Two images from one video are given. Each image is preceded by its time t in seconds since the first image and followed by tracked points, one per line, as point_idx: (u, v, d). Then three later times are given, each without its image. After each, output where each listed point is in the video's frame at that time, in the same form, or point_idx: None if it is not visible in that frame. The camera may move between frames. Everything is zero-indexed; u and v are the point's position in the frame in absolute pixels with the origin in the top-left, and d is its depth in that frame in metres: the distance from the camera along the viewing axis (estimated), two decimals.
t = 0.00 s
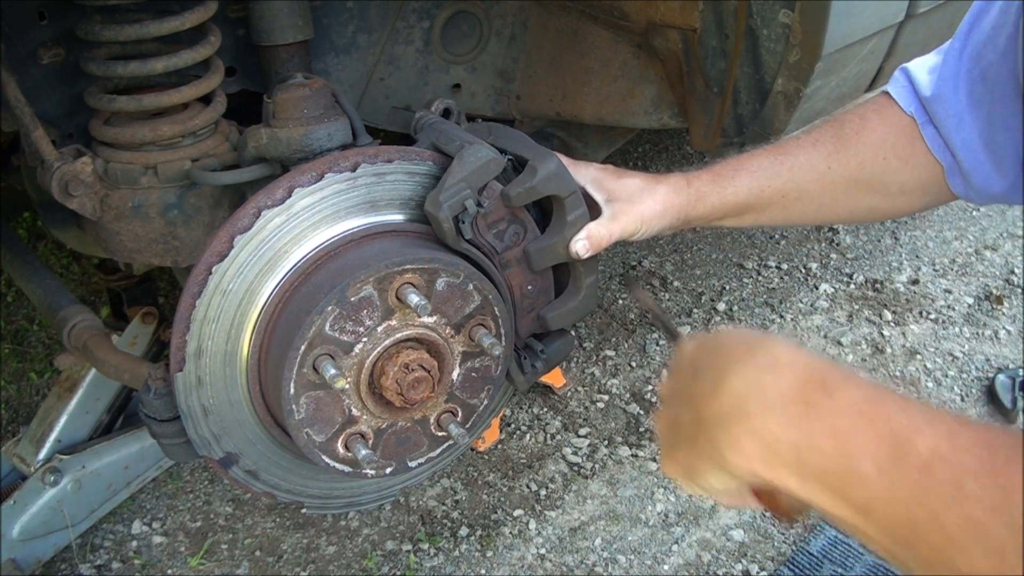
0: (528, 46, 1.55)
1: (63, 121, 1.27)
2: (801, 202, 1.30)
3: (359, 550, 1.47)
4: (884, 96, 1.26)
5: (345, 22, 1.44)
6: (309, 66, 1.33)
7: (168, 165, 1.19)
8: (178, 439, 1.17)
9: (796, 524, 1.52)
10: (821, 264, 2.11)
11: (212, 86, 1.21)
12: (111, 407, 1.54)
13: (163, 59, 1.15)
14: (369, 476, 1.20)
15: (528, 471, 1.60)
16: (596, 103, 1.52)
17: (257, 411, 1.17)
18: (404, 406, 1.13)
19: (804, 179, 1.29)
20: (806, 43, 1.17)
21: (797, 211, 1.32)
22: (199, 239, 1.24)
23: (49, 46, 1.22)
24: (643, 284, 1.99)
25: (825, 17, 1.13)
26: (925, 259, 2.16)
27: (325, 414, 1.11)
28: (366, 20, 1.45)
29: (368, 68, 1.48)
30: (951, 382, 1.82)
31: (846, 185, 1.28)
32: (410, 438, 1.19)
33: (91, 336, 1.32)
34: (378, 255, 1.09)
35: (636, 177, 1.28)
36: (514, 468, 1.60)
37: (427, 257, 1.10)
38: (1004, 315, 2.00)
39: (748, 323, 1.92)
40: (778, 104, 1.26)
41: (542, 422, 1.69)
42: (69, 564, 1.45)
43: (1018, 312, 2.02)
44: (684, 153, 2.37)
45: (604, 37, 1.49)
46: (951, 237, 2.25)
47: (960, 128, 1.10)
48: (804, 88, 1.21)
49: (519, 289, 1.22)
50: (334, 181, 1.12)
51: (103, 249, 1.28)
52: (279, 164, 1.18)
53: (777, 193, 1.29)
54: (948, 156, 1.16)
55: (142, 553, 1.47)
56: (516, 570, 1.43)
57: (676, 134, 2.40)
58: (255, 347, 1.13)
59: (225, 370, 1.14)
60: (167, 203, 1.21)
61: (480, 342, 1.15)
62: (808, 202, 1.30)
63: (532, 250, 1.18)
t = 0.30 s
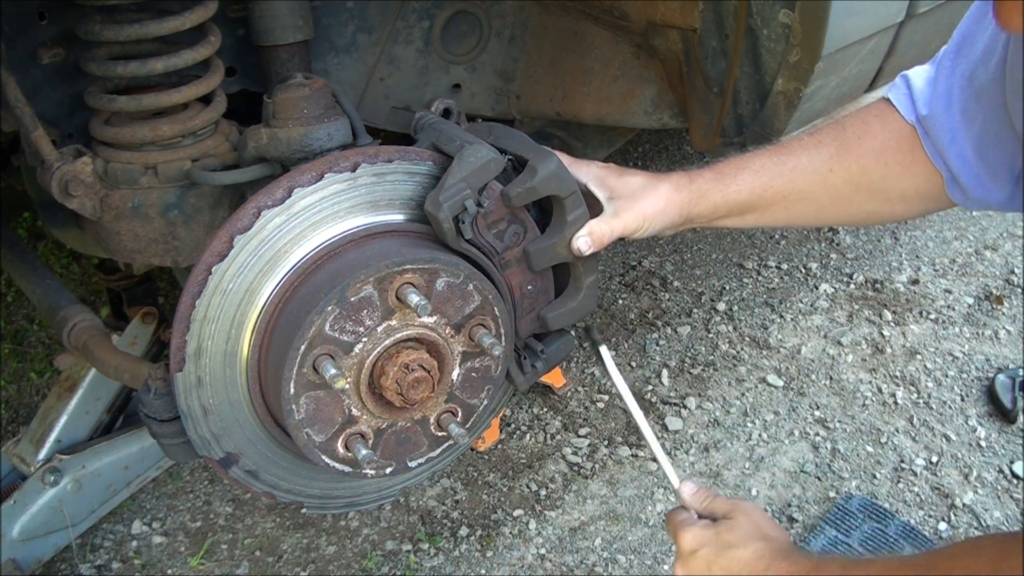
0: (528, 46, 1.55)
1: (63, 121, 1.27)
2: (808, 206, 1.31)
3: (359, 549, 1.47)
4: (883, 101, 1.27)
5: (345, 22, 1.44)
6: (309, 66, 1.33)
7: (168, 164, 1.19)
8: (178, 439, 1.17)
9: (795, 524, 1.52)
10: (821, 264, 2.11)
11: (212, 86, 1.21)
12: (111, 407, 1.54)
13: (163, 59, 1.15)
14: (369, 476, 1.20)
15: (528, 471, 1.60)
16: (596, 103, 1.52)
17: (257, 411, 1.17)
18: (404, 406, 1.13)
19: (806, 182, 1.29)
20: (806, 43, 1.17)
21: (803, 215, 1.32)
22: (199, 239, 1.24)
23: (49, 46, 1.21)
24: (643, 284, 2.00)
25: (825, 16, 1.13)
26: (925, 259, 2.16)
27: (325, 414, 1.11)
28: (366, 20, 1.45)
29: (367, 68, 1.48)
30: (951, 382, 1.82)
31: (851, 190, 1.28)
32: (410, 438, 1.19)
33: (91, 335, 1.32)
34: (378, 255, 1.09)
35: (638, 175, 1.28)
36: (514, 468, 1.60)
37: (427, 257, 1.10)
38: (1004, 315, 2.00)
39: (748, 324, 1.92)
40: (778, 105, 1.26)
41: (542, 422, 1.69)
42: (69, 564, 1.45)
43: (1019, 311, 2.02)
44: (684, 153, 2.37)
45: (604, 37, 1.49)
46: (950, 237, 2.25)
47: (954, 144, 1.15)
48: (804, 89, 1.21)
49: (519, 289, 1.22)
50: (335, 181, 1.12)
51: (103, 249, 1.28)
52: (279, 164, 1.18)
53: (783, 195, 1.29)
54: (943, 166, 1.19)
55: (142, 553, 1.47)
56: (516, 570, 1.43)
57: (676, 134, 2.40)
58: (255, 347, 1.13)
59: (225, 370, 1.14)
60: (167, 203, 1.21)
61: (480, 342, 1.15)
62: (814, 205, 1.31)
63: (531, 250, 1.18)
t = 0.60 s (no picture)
0: (528, 46, 1.55)
1: (63, 121, 1.27)
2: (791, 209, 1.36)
3: (359, 549, 1.47)
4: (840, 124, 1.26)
5: (345, 22, 1.44)
6: (309, 66, 1.33)
7: (168, 164, 1.19)
8: (178, 439, 1.18)
9: (796, 524, 1.52)
10: (821, 264, 2.11)
11: (212, 86, 1.21)
12: (111, 407, 1.54)
13: (163, 59, 1.15)
14: (369, 476, 1.20)
15: (528, 471, 1.60)
16: (597, 103, 1.55)
17: (257, 411, 1.17)
18: (404, 406, 1.13)
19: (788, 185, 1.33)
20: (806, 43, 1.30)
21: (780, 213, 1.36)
22: (199, 239, 1.24)
23: (49, 46, 1.21)
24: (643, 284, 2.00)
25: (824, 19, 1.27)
26: (925, 259, 2.16)
27: (325, 413, 1.11)
28: (366, 20, 1.45)
29: (367, 68, 1.48)
30: (951, 382, 1.82)
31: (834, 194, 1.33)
32: (410, 438, 1.19)
33: (91, 336, 1.32)
34: (378, 256, 1.09)
35: (638, 174, 1.28)
36: (514, 468, 1.60)
37: (427, 257, 1.10)
38: (1004, 315, 2.00)
39: (748, 324, 1.92)
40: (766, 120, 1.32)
41: (542, 422, 1.69)
42: (69, 564, 1.45)
43: (1019, 311, 2.02)
44: (684, 153, 2.37)
45: (605, 37, 1.52)
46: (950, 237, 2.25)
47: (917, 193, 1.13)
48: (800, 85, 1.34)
49: (519, 289, 1.22)
50: (335, 182, 1.12)
51: (103, 249, 1.28)
52: (279, 164, 1.18)
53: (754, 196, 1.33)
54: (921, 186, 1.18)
55: (142, 553, 1.47)
56: (516, 570, 1.43)
57: (677, 134, 2.40)
58: (255, 347, 1.13)
59: (225, 370, 1.14)
60: (167, 203, 1.21)
61: (480, 342, 1.15)
62: (792, 205, 1.35)
63: (531, 250, 1.18)
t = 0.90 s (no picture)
0: (528, 46, 1.55)
1: (63, 120, 1.27)
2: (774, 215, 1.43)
3: (359, 549, 1.47)
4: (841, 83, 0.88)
5: (345, 22, 1.44)
6: (309, 66, 1.33)
7: (168, 164, 1.19)
8: (178, 439, 1.18)
9: (796, 524, 1.52)
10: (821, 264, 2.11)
11: (212, 86, 1.21)
12: (111, 407, 1.54)
13: (163, 59, 1.15)
14: (369, 476, 1.20)
15: (528, 471, 1.60)
16: (596, 103, 1.55)
17: (257, 411, 1.17)
18: (404, 406, 1.13)
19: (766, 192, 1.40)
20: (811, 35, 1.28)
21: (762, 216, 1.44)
22: (199, 239, 1.24)
23: (49, 46, 1.21)
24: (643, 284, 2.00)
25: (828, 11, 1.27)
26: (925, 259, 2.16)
27: (325, 413, 1.11)
28: (366, 20, 1.45)
29: (367, 68, 1.48)
30: (951, 382, 1.82)
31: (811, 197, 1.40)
32: (410, 439, 1.19)
33: (91, 335, 1.32)
34: (378, 256, 1.09)
35: (638, 178, 1.36)
36: (514, 468, 1.60)
37: (427, 257, 1.10)
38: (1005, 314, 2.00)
39: (748, 323, 1.92)
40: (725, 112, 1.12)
41: (542, 422, 1.69)
42: (69, 564, 1.45)
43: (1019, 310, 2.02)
44: (684, 154, 2.37)
45: (605, 37, 1.51)
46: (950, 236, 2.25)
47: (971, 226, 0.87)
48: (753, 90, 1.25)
49: (519, 289, 1.22)
50: (334, 182, 1.12)
51: (103, 249, 1.28)
52: (279, 164, 1.18)
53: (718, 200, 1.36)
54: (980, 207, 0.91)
55: (142, 553, 1.47)
56: (516, 570, 1.43)
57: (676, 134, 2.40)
58: (255, 347, 1.13)
59: (225, 370, 1.14)
60: (167, 203, 1.21)
61: (480, 342, 1.15)
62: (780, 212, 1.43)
63: (531, 250, 1.18)
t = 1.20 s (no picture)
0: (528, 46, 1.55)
1: (63, 120, 1.27)
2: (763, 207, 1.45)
3: (359, 549, 1.47)
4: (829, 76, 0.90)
5: (345, 22, 1.44)
6: (309, 66, 1.33)
7: (168, 164, 1.19)
8: (178, 439, 1.18)
9: (795, 524, 1.52)
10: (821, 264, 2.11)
11: (212, 86, 1.21)
12: (111, 407, 1.54)
13: (163, 59, 1.15)
14: (369, 476, 1.20)
15: (528, 471, 1.60)
16: (596, 103, 1.55)
17: (257, 411, 1.17)
18: (404, 406, 1.13)
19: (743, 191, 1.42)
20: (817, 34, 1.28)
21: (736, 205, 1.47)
22: (199, 239, 1.24)
23: (49, 46, 1.21)
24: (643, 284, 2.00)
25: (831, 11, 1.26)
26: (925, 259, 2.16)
27: (325, 413, 1.11)
28: (366, 20, 1.45)
29: (367, 68, 1.48)
30: (951, 382, 1.82)
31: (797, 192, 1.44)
32: (410, 439, 1.19)
33: (91, 335, 1.32)
34: (378, 255, 1.09)
35: (638, 179, 1.37)
36: (514, 468, 1.60)
37: (427, 257, 1.10)
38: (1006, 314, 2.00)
39: (748, 323, 1.92)
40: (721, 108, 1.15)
41: (542, 422, 1.69)
42: (69, 564, 1.45)
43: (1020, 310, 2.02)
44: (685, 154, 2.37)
45: (605, 37, 1.51)
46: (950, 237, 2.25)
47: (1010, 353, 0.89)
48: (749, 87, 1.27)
49: (519, 289, 1.22)
50: (335, 182, 1.12)
51: (103, 249, 1.28)
52: (279, 164, 1.18)
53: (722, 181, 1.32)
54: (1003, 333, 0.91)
55: (142, 553, 1.47)
56: (516, 570, 1.43)
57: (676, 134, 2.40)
58: (255, 347, 1.13)
59: (225, 370, 1.14)
60: (167, 203, 1.21)
61: (480, 342, 1.15)
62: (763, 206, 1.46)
63: (532, 250, 1.18)
